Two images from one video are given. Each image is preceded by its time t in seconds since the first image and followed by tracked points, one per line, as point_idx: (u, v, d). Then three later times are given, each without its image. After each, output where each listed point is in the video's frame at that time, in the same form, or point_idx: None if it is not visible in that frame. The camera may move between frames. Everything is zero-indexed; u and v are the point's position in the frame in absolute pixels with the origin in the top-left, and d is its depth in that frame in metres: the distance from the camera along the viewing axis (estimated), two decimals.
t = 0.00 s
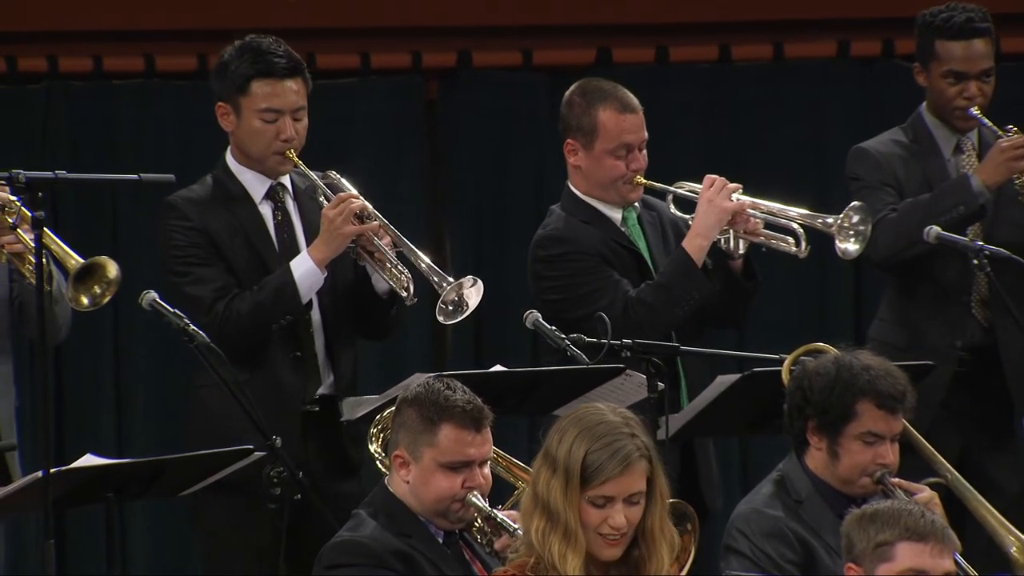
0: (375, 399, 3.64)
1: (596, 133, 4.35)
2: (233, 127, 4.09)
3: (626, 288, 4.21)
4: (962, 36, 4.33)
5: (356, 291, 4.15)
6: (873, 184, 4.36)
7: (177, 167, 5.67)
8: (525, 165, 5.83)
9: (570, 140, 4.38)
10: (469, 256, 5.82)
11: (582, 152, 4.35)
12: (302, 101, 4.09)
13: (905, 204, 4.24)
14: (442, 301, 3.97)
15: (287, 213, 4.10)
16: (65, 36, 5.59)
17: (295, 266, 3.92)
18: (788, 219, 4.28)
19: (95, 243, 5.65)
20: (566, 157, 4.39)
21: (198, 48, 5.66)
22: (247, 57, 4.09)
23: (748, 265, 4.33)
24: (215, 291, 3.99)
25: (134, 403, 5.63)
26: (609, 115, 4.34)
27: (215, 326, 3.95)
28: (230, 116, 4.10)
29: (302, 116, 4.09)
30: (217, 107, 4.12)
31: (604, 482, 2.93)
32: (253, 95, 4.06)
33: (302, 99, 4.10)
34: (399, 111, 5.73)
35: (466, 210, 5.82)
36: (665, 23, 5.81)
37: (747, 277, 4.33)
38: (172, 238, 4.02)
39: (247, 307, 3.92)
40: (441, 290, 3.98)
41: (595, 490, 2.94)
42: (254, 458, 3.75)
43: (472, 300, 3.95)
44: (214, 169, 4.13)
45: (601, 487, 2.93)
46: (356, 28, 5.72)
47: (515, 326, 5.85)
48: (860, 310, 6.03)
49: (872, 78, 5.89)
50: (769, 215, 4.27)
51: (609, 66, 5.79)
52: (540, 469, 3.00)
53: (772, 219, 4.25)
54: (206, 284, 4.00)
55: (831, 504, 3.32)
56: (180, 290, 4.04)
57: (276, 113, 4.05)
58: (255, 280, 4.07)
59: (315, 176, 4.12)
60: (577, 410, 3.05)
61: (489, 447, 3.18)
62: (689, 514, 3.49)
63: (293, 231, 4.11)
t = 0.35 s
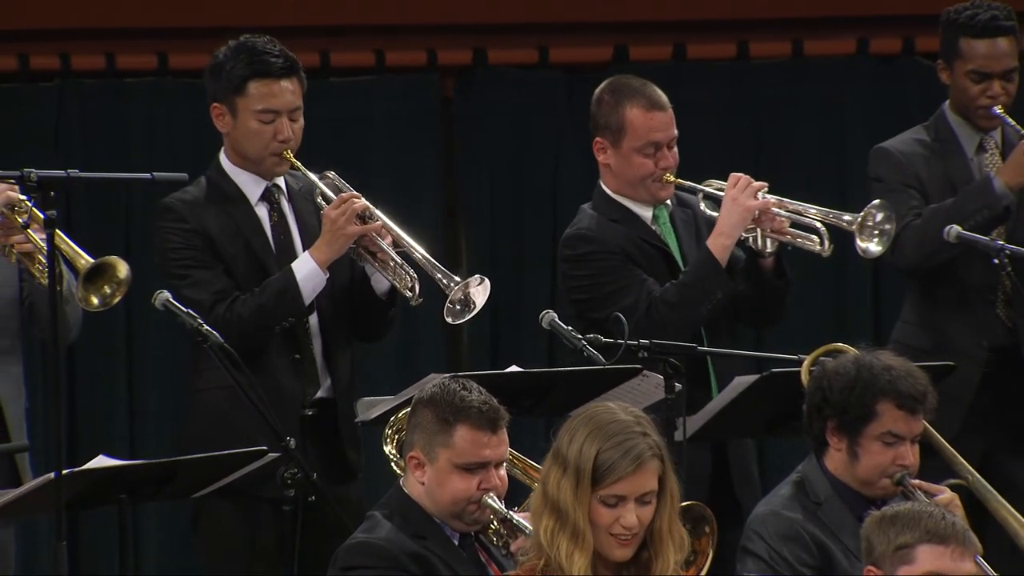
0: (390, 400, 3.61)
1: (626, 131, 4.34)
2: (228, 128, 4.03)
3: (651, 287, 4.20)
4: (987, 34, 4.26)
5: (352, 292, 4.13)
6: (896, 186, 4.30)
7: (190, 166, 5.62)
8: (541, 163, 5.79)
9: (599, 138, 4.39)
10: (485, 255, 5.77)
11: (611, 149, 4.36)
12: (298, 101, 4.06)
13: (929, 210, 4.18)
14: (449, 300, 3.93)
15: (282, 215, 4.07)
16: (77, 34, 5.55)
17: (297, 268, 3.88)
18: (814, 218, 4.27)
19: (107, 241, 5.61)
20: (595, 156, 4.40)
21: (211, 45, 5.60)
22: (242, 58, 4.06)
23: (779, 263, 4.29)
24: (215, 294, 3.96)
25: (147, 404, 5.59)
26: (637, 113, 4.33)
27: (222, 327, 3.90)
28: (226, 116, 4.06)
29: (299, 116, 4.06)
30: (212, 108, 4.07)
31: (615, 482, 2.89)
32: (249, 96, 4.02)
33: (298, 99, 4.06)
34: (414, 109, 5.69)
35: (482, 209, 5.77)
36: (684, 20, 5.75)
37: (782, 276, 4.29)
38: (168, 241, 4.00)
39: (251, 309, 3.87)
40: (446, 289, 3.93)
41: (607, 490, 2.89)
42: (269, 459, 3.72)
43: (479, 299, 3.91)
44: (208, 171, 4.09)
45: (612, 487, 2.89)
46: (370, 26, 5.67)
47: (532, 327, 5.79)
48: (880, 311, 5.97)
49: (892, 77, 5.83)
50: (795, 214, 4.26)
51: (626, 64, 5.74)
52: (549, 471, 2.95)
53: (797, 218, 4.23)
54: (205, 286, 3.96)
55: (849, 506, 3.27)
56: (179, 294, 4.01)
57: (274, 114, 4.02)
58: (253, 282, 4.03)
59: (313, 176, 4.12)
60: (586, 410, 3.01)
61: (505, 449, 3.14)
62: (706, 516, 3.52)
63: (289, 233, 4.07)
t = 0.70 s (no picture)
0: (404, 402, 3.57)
1: (651, 128, 4.31)
2: (225, 128, 4.00)
3: (675, 287, 4.19)
4: (1010, 28, 4.20)
5: (353, 292, 4.09)
6: (918, 180, 4.26)
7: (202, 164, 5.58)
8: (556, 162, 5.74)
9: (626, 137, 4.36)
10: (500, 255, 5.72)
11: (637, 148, 4.33)
12: (294, 98, 4.02)
13: (950, 203, 4.13)
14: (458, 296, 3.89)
15: (282, 215, 4.02)
16: (87, 32, 5.51)
17: (302, 267, 3.84)
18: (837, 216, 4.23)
19: (119, 241, 5.56)
20: (622, 154, 4.37)
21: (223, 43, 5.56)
22: (238, 57, 4.02)
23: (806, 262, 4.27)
24: (219, 296, 3.91)
25: (161, 405, 5.56)
26: (663, 111, 4.30)
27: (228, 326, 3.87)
28: (223, 116, 4.02)
29: (296, 114, 4.03)
30: (209, 108, 4.04)
31: (631, 481, 2.84)
32: (246, 95, 3.98)
33: (295, 97, 4.03)
34: (428, 107, 5.65)
35: (496, 208, 5.72)
36: (701, 17, 5.70)
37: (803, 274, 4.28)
38: (168, 244, 3.96)
39: (256, 311, 3.84)
40: (456, 286, 3.91)
41: (623, 490, 2.84)
42: (281, 459, 3.67)
43: (488, 294, 3.86)
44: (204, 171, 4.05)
45: (628, 487, 2.84)
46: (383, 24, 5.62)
47: (547, 327, 5.74)
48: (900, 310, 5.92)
49: (911, 74, 5.77)
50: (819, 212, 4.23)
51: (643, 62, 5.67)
52: (563, 472, 2.90)
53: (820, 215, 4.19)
54: (207, 288, 3.92)
55: (866, 507, 3.22)
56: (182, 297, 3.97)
57: (272, 113, 3.98)
58: (255, 283, 3.99)
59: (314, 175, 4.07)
60: (600, 409, 2.96)
61: (521, 450, 3.10)
62: (723, 519, 3.46)
63: (288, 233, 4.03)
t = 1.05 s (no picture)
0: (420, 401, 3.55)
1: (675, 127, 4.27)
2: (232, 129, 3.98)
3: (695, 287, 4.16)
4: None
5: (362, 291, 4.05)
6: (939, 179, 4.21)
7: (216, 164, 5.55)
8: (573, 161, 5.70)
9: (648, 136, 4.33)
10: (515, 254, 5.68)
11: (660, 147, 4.30)
12: (302, 98, 3.99)
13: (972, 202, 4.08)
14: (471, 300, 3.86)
15: (289, 213, 3.98)
16: (101, 31, 5.48)
17: (314, 271, 3.82)
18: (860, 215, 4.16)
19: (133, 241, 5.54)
20: (646, 153, 4.34)
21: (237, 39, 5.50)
22: (245, 57, 3.98)
23: (829, 261, 4.22)
24: (231, 299, 3.89)
25: (175, 406, 5.53)
26: (685, 109, 4.27)
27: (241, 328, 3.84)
28: (229, 117, 3.99)
29: (303, 114, 4.00)
30: (215, 108, 4.01)
31: (653, 482, 2.80)
32: (253, 95, 3.95)
33: (303, 97, 3.99)
34: (443, 106, 5.62)
35: (511, 208, 5.68)
36: (718, 15, 5.65)
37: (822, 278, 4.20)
38: (177, 246, 3.94)
39: (268, 314, 3.82)
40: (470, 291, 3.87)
41: (644, 490, 2.81)
42: (296, 461, 3.64)
43: (501, 297, 3.83)
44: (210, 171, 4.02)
45: (649, 487, 2.80)
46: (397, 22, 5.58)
47: (563, 327, 5.71)
48: (919, 310, 5.87)
49: (931, 73, 5.73)
50: (839, 212, 4.20)
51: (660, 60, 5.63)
52: (584, 472, 2.87)
53: (842, 216, 4.14)
54: (218, 291, 3.89)
55: (883, 508, 3.18)
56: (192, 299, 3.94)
57: (280, 113, 3.95)
58: (266, 286, 3.97)
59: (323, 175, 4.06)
60: (621, 410, 2.93)
61: (537, 451, 3.06)
62: (740, 520, 3.43)
63: (296, 233, 4.00)
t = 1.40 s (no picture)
0: (436, 401, 3.52)
1: (694, 125, 4.24)
2: (254, 127, 3.95)
3: (714, 285, 4.12)
4: None
5: (386, 290, 4.03)
6: (961, 178, 4.16)
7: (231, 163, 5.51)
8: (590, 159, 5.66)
9: (669, 133, 4.30)
10: (532, 253, 5.64)
11: (680, 145, 4.26)
12: (324, 96, 3.96)
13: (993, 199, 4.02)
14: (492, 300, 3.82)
15: (313, 212, 3.96)
16: (116, 29, 5.46)
17: (335, 269, 3.79)
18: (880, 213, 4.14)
19: (148, 240, 5.51)
20: (665, 151, 4.31)
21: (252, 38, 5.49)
22: (267, 55, 3.96)
23: (849, 260, 4.18)
24: (251, 298, 3.86)
25: (190, 408, 5.50)
26: (705, 107, 4.23)
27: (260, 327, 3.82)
28: (251, 115, 3.97)
29: (325, 112, 3.97)
30: (238, 107, 3.99)
31: (675, 480, 2.77)
32: (275, 93, 3.93)
33: (324, 95, 3.97)
34: (459, 104, 5.58)
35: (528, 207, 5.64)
36: (737, 13, 5.61)
37: (841, 278, 4.16)
38: (199, 245, 3.90)
39: (289, 314, 3.79)
40: (490, 289, 3.83)
41: (665, 488, 2.77)
42: (310, 462, 3.61)
43: (522, 296, 3.79)
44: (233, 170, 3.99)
45: (671, 486, 2.77)
46: (414, 20, 5.55)
47: (581, 327, 5.67)
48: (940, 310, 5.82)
49: (951, 71, 5.67)
50: (861, 210, 4.14)
51: (678, 57, 5.58)
52: (605, 471, 2.83)
53: (863, 214, 4.10)
54: (239, 290, 3.86)
55: (901, 509, 3.14)
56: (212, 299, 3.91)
57: (301, 111, 3.92)
58: (288, 286, 3.93)
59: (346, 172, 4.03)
60: (643, 408, 2.89)
61: (553, 452, 3.02)
62: (759, 522, 3.41)
63: (318, 232, 3.97)
